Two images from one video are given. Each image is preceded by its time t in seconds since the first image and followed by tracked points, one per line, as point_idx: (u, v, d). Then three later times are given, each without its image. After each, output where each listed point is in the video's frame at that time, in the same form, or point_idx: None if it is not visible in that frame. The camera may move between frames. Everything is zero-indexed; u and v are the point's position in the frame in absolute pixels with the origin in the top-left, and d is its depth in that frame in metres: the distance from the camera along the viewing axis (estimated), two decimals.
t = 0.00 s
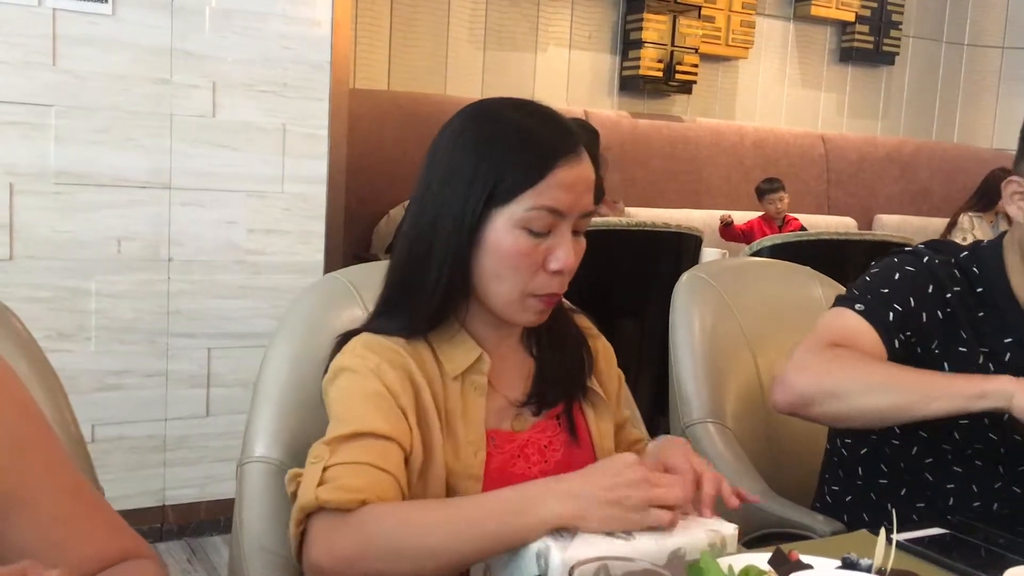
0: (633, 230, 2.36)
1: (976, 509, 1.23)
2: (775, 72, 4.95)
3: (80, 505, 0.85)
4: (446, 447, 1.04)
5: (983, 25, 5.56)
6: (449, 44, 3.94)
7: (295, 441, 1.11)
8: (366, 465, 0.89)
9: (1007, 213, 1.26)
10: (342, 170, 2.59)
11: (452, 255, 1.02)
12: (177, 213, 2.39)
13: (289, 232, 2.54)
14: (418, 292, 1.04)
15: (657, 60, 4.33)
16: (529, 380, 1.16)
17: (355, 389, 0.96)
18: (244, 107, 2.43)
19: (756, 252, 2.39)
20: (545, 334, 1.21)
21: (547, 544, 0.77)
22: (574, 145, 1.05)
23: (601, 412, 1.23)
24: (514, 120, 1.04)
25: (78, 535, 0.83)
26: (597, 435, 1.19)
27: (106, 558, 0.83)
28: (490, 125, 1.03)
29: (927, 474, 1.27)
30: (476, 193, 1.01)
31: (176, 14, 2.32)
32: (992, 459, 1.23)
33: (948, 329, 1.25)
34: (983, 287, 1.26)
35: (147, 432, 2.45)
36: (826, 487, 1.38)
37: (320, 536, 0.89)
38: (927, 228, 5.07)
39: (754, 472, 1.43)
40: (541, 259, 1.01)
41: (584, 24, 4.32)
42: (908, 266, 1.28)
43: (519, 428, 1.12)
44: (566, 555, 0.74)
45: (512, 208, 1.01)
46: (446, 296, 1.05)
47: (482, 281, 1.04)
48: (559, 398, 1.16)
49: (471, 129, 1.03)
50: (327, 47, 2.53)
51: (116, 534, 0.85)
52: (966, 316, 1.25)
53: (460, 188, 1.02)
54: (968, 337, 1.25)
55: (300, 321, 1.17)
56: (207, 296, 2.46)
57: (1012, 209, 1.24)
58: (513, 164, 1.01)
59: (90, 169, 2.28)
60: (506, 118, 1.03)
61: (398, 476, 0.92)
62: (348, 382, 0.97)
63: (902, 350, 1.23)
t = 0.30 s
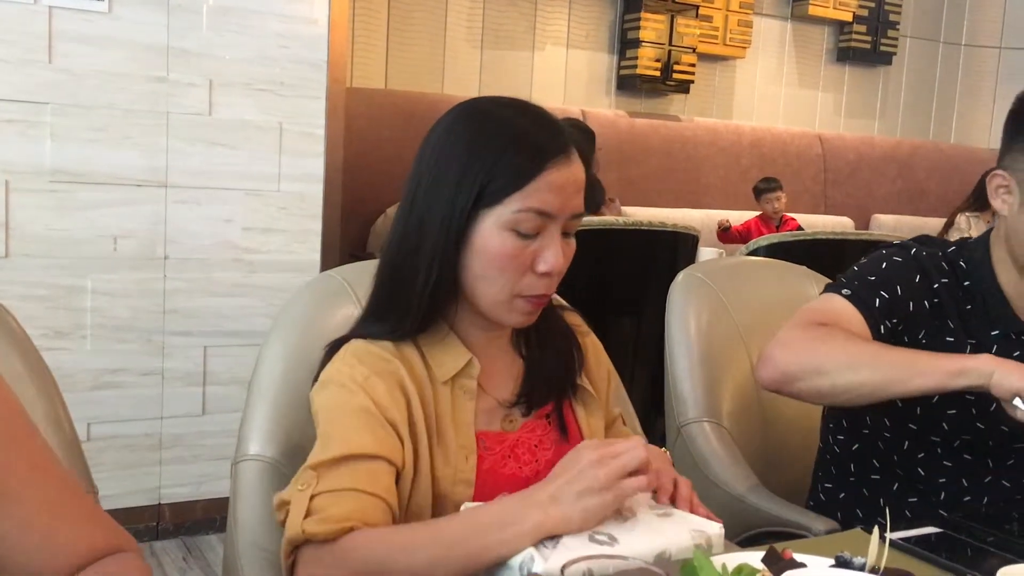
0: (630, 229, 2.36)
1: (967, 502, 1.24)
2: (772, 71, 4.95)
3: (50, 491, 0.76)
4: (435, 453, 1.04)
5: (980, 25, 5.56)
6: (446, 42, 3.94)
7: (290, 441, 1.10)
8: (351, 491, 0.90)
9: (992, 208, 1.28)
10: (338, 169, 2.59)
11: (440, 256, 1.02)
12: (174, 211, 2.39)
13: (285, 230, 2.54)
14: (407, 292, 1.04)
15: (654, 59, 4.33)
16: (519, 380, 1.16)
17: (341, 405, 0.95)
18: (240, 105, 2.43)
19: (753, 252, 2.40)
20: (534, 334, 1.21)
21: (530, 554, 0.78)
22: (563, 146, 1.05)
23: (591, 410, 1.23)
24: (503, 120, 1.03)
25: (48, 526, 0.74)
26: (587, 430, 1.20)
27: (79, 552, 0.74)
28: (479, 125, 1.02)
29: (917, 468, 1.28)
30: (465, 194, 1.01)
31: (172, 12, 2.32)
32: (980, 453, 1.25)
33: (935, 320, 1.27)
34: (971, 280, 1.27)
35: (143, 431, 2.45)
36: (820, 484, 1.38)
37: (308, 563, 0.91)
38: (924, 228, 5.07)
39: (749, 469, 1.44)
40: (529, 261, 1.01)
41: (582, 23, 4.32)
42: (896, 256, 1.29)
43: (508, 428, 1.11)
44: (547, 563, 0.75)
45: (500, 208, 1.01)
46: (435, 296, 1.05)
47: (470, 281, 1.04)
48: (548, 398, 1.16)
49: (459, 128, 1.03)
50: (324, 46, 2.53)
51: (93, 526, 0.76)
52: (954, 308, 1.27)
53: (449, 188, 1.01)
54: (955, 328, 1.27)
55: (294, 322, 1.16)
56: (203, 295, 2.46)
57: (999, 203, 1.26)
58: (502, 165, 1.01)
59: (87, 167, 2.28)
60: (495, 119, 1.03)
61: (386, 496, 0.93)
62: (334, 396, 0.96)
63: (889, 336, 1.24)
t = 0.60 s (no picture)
0: (624, 230, 2.36)
1: (957, 499, 1.25)
2: (767, 72, 4.96)
3: (24, 486, 0.72)
4: (426, 455, 1.04)
5: (974, 27, 5.58)
6: (442, 42, 3.94)
7: (284, 440, 1.10)
8: (338, 492, 0.90)
9: (982, 204, 1.29)
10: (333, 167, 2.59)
11: (431, 256, 1.02)
12: (168, 210, 2.38)
13: (280, 229, 2.53)
14: (398, 293, 1.05)
15: (650, 60, 4.33)
16: (512, 380, 1.17)
17: (333, 408, 0.96)
18: (236, 104, 2.43)
19: (747, 252, 2.40)
20: (528, 334, 1.21)
21: (511, 554, 0.78)
22: (554, 147, 1.05)
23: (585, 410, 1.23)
24: (494, 121, 1.03)
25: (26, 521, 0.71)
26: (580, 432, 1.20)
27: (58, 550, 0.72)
28: (471, 126, 1.02)
29: (906, 465, 1.29)
30: (455, 195, 1.01)
31: (168, 11, 2.32)
32: (969, 450, 1.27)
33: (923, 316, 1.28)
34: (960, 277, 1.28)
35: (137, 430, 2.45)
36: (812, 484, 1.37)
37: (293, 563, 0.91)
38: (917, 229, 5.09)
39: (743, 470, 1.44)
40: (519, 263, 1.01)
41: (577, 23, 4.32)
42: (882, 255, 1.30)
43: (501, 429, 1.12)
44: (527, 563, 0.75)
45: (490, 210, 1.01)
46: (426, 297, 1.05)
47: (461, 282, 1.04)
48: (541, 398, 1.16)
49: (451, 129, 1.03)
50: (320, 44, 2.52)
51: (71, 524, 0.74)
52: (941, 305, 1.28)
53: (439, 189, 1.02)
54: (942, 324, 1.27)
55: (289, 321, 1.16)
56: (197, 294, 2.46)
57: (988, 199, 1.27)
58: (493, 166, 1.01)
59: (81, 165, 2.27)
60: (486, 119, 1.03)
61: (375, 498, 0.93)
62: (325, 399, 0.97)
63: (876, 332, 1.25)
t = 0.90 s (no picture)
0: (617, 230, 2.36)
1: (945, 498, 1.27)
2: (760, 73, 4.97)
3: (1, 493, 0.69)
4: (414, 452, 1.04)
5: (967, 30, 5.60)
6: (435, 41, 3.93)
7: (275, 438, 1.10)
8: (323, 487, 0.91)
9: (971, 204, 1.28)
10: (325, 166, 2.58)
11: (421, 254, 1.02)
12: (159, 208, 2.37)
13: (272, 228, 2.53)
14: (388, 291, 1.04)
15: (643, 60, 4.34)
16: (503, 378, 1.16)
17: (321, 405, 0.96)
18: (228, 102, 2.42)
19: (739, 253, 2.40)
20: (520, 332, 1.20)
21: (503, 541, 0.76)
22: (546, 146, 1.04)
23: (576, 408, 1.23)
24: (484, 120, 1.03)
25: None
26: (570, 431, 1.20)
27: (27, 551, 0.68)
28: (460, 125, 1.02)
29: (897, 466, 1.29)
30: (446, 192, 1.01)
31: (160, 7, 2.31)
32: (963, 453, 1.26)
33: (915, 324, 1.29)
34: (950, 282, 1.29)
35: (127, 429, 2.44)
36: (803, 484, 1.38)
37: (277, 556, 0.91)
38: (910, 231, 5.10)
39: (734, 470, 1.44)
40: (509, 260, 1.01)
41: (570, 24, 4.32)
42: (874, 266, 1.30)
43: (491, 426, 1.12)
44: (521, 549, 0.73)
45: (481, 207, 1.00)
46: (416, 295, 1.04)
47: (451, 280, 1.04)
48: (532, 397, 1.16)
49: (441, 128, 1.03)
50: (313, 43, 2.52)
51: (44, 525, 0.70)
52: (932, 311, 1.29)
53: (430, 187, 1.02)
54: (933, 331, 1.29)
55: (281, 320, 1.16)
56: (188, 293, 2.45)
57: (977, 201, 1.27)
58: (484, 163, 1.01)
59: (72, 162, 2.26)
60: (476, 118, 1.03)
61: (359, 493, 0.93)
62: (314, 395, 0.97)
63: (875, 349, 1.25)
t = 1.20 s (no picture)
0: (613, 230, 2.36)
1: (941, 500, 1.28)
2: (756, 75, 4.98)
3: None
4: (410, 443, 1.04)
5: (962, 32, 5.62)
6: (431, 41, 3.93)
7: (269, 439, 1.10)
8: (326, 463, 0.91)
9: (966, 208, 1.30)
10: (321, 166, 2.58)
11: (412, 254, 1.02)
12: (155, 207, 2.37)
13: (267, 228, 2.52)
14: (381, 290, 1.05)
15: (639, 61, 4.34)
16: (499, 376, 1.16)
17: (320, 386, 0.96)
18: (224, 102, 2.42)
19: (735, 253, 2.41)
20: (515, 330, 1.20)
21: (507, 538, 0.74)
22: (536, 146, 1.04)
23: (570, 407, 1.23)
24: (473, 121, 1.03)
25: None
26: (563, 430, 1.20)
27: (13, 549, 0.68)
28: (449, 127, 1.03)
29: (892, 468, 1.29)
30: (435, 193, 1.01)
31: (156, 6, 2.31)
32: (957, 455, 1.28)
33: (916, 325, 1.30)
34: (948, 284, 1.30)
35: (122, 428, 2.43)
36: (797, 485, 1.38)
37: (281, 532, 0.91)
38: (904, 232, 5.11)
39: (729, 470, 1.44)
40: (499, 261, 1.01)
41: (567, 24, 4.32)
42: (877, 265, 1.30)
43: (486, 422, 1.12)
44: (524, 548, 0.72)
45: (470, 208, 1.00)
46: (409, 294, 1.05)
47: (443, 280, 1.04)
48: (528, 395, 1.16)
49: (431, 130, 1.03)
50: (309, 42, 2.52)
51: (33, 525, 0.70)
52: (931, 313, 1.30)
53: (420, 187, 1.02)
54: (933, 333, 1.30)
55: (275, 319, 1.16)
56: (183, 292, 2.44)
57: (972, 205, 1.28)
58: (473, 163, 1.01)
59: (67, 161, 2.26)
60: (466, 120, 1.03)
61: (361, 469, 0.94)
62: (313, 379, 0.97)
63: (881, 346, 1.25)
